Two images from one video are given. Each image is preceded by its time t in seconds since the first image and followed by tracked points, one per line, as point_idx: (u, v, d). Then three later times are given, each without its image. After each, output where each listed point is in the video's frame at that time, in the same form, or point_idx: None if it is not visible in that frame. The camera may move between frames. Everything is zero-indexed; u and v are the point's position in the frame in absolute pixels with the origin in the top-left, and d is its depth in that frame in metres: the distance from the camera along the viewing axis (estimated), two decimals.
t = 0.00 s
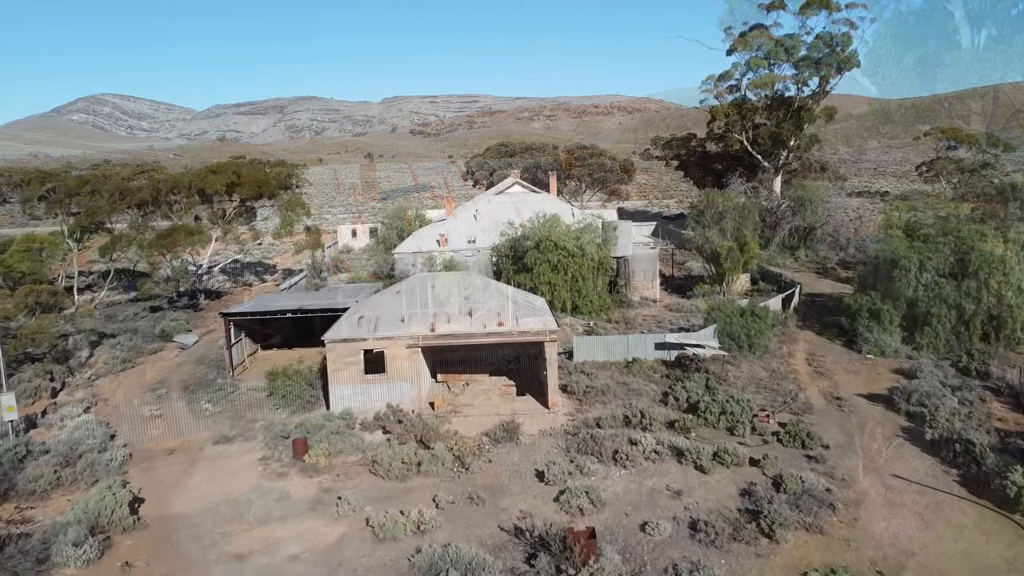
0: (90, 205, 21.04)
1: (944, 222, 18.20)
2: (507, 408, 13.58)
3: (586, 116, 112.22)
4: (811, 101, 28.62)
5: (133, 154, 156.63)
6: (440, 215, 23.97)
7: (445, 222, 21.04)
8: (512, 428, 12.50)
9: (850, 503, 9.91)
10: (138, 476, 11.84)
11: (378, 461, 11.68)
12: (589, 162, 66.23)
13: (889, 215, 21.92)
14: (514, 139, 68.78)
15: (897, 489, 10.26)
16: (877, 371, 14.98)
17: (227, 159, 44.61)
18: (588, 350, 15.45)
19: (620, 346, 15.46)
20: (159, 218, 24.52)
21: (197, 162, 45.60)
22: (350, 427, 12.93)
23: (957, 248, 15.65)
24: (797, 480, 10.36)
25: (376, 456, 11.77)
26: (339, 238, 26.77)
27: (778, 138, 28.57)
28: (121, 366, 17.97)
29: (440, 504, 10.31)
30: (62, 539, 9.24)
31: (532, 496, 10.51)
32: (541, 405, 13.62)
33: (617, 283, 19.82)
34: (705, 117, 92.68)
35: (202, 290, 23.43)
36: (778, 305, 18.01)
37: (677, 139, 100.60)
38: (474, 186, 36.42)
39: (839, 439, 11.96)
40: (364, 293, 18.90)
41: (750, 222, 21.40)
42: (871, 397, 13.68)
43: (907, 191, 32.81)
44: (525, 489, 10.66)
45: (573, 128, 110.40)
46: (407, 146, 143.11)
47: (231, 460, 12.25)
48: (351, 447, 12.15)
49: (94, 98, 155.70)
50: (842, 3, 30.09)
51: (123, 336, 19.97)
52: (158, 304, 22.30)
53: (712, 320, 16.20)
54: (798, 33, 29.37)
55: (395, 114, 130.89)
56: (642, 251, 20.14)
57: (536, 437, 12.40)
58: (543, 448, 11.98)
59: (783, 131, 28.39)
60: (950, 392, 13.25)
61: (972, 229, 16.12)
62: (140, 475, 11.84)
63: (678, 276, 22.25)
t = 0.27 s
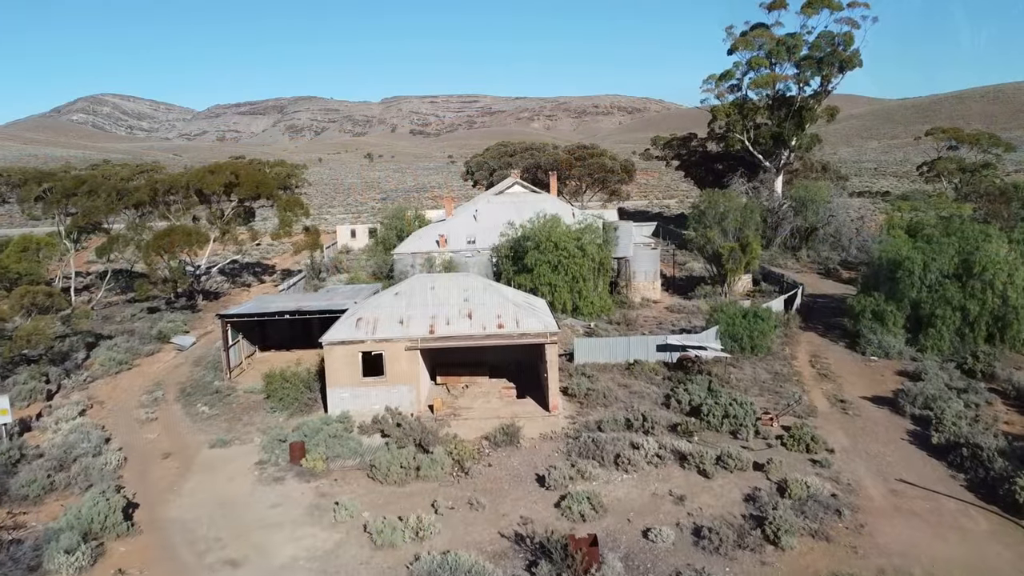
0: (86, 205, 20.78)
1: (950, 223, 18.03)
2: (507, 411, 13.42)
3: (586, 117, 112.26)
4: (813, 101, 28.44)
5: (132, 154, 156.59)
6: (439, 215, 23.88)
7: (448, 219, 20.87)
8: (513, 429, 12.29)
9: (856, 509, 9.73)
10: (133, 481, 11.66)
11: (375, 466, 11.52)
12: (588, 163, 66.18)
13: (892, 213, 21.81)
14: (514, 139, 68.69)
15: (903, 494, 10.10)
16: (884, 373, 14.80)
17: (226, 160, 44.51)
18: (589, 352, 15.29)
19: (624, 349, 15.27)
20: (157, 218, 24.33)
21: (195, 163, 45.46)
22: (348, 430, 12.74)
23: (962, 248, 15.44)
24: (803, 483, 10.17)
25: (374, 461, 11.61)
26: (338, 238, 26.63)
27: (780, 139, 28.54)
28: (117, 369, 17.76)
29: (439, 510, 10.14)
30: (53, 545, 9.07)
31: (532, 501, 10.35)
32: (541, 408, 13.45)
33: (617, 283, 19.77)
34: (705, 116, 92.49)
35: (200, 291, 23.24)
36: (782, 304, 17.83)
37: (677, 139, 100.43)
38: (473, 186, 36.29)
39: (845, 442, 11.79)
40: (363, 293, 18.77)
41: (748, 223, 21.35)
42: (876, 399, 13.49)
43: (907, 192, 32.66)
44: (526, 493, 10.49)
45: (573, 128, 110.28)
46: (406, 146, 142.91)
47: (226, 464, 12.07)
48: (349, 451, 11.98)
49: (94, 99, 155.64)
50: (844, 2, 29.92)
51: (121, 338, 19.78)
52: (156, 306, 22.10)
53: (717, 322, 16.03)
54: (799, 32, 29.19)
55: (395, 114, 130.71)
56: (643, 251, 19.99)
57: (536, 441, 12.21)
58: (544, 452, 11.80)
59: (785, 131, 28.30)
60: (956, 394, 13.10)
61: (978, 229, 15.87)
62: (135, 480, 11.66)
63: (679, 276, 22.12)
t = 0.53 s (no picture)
0: (83, 205, 20.60)
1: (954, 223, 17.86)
2: (508, 413, 13.24)
3: (586, 116, 112.14)
4: (815, 100, 28.28)
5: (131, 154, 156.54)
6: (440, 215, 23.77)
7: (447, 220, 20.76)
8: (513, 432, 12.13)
9: (863, 515, 9.56)
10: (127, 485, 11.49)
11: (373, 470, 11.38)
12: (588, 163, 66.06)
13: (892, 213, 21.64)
14: (514, 139, 68.62)
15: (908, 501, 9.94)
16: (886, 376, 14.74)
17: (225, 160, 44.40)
18: (590, 354, 15.10)
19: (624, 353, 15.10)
20: (155, 219, 24.19)
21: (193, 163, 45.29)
22: (346, 434, 12.57)
23: (967, 248, 15.21)
24: (808, 488, 9.99)
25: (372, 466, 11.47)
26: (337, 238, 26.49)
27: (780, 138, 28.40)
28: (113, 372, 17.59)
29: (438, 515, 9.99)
30: (44, 553, 8.90)
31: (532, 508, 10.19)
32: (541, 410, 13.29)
33: (618, 284, 19.59)
34: (706, 116, 92.34)
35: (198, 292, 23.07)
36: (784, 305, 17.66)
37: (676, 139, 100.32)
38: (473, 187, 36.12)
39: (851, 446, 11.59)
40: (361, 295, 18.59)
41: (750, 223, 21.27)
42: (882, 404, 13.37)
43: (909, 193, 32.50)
44: (526, 499, 10.33)
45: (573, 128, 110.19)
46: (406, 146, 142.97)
47: (222, 468, 11.91)
48: (347, 455, 11.81)
49: (96, 100, 155.34)
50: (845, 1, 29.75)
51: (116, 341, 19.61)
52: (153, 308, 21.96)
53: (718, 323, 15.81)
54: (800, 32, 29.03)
55: (395, 114, 130.58)
56: (644, 253, 19.84)
57: (537, 444, 12.06)
58: (544, 456, 11.66)
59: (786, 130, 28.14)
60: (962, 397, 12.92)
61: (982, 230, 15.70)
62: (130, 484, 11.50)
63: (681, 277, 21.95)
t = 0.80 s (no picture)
0: (80, 206, 20.44)
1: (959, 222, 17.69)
2: (507, 417, 13.06)
3: (586, 116, 111.99)
4: (817, 100, 28.08)
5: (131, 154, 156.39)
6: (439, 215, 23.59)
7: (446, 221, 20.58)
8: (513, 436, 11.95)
9: (870, 522, 9.37)
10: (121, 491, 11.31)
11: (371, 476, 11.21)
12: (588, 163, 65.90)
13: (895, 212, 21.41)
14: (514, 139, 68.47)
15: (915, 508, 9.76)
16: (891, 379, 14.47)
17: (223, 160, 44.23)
18: (591, 356, 14.92)
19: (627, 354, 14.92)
20: (153, 219, 24.02)
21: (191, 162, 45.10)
22: (343, 438, 12.38)
23: (972, 249, 15.03)
24: (814, 494, 9.80)
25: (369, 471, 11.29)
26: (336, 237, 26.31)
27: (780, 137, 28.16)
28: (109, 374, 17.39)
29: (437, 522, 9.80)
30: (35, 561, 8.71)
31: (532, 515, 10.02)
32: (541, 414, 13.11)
33: (619, 285, 19.42)
34: (706, 116, 92.12)
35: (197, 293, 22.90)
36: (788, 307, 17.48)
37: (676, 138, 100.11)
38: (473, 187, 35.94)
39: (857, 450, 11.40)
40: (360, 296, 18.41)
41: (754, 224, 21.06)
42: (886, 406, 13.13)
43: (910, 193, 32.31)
44: (526, 505, 10.15)
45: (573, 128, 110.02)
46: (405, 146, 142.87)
47: (218, 473, 11.73)
48: (344, 460, 11.62)
49: (95, 99, 155.37)
50: None
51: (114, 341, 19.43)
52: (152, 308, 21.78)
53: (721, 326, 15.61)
54: (802, 31, 28.84)
55: (395, 114, 130.39)
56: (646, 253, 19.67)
57: (537, 448, 11.88)
58: (544, 460, 11.49)
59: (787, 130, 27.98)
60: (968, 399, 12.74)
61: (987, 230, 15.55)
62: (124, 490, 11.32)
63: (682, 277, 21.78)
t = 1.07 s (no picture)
0: (76, 206, 20.27)
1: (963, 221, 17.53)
2: (507, 420, 12.88)
3: (586, 116, 111.80)
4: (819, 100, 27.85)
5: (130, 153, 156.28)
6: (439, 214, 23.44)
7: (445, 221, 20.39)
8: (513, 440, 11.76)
9: (877, 530, 9.17)
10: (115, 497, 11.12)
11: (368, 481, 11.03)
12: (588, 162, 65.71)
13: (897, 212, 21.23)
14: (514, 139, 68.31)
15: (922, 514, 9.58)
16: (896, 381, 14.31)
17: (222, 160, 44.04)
18: (592, 358, 14.73)
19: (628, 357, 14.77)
20: (151, 220, 23.83)
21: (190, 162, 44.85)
22: (340, 442, 12.20)
23: (977, 250, 14.87)
24: (819, 500, 9.62)
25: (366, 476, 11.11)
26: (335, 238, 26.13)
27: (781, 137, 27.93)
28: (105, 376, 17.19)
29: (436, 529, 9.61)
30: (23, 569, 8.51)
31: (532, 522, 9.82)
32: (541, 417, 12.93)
33: (619, 285, 19.23)
34: (707, 116, 91.89)
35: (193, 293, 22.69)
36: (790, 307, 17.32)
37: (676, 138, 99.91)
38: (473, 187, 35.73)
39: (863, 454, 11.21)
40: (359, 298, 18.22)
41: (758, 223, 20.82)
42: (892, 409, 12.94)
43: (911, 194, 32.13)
44: (526, 511, 9.96)
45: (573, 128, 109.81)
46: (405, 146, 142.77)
47: (213, 478, 11.54)
48: (342, 465, 11.43)
49: (95, 99, 155.35)
50: None
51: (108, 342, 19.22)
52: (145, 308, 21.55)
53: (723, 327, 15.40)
54: (804, 30, 28.66)
55: (395, 114, 130.29)
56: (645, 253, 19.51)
57: (537, 452, 11.70)
58: (544, 464, 11.30)
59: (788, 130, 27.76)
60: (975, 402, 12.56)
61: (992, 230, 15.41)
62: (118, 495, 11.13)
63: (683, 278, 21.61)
